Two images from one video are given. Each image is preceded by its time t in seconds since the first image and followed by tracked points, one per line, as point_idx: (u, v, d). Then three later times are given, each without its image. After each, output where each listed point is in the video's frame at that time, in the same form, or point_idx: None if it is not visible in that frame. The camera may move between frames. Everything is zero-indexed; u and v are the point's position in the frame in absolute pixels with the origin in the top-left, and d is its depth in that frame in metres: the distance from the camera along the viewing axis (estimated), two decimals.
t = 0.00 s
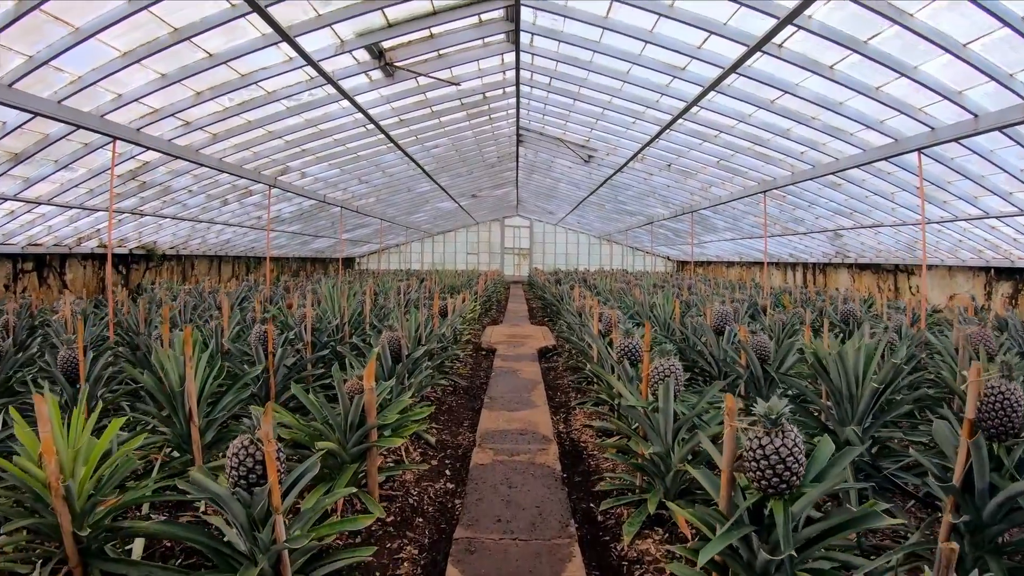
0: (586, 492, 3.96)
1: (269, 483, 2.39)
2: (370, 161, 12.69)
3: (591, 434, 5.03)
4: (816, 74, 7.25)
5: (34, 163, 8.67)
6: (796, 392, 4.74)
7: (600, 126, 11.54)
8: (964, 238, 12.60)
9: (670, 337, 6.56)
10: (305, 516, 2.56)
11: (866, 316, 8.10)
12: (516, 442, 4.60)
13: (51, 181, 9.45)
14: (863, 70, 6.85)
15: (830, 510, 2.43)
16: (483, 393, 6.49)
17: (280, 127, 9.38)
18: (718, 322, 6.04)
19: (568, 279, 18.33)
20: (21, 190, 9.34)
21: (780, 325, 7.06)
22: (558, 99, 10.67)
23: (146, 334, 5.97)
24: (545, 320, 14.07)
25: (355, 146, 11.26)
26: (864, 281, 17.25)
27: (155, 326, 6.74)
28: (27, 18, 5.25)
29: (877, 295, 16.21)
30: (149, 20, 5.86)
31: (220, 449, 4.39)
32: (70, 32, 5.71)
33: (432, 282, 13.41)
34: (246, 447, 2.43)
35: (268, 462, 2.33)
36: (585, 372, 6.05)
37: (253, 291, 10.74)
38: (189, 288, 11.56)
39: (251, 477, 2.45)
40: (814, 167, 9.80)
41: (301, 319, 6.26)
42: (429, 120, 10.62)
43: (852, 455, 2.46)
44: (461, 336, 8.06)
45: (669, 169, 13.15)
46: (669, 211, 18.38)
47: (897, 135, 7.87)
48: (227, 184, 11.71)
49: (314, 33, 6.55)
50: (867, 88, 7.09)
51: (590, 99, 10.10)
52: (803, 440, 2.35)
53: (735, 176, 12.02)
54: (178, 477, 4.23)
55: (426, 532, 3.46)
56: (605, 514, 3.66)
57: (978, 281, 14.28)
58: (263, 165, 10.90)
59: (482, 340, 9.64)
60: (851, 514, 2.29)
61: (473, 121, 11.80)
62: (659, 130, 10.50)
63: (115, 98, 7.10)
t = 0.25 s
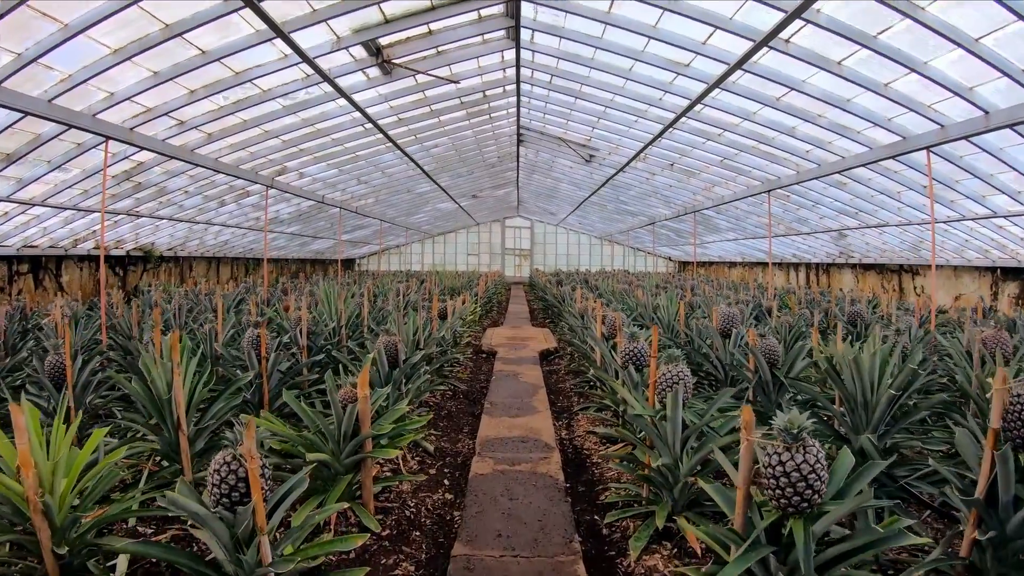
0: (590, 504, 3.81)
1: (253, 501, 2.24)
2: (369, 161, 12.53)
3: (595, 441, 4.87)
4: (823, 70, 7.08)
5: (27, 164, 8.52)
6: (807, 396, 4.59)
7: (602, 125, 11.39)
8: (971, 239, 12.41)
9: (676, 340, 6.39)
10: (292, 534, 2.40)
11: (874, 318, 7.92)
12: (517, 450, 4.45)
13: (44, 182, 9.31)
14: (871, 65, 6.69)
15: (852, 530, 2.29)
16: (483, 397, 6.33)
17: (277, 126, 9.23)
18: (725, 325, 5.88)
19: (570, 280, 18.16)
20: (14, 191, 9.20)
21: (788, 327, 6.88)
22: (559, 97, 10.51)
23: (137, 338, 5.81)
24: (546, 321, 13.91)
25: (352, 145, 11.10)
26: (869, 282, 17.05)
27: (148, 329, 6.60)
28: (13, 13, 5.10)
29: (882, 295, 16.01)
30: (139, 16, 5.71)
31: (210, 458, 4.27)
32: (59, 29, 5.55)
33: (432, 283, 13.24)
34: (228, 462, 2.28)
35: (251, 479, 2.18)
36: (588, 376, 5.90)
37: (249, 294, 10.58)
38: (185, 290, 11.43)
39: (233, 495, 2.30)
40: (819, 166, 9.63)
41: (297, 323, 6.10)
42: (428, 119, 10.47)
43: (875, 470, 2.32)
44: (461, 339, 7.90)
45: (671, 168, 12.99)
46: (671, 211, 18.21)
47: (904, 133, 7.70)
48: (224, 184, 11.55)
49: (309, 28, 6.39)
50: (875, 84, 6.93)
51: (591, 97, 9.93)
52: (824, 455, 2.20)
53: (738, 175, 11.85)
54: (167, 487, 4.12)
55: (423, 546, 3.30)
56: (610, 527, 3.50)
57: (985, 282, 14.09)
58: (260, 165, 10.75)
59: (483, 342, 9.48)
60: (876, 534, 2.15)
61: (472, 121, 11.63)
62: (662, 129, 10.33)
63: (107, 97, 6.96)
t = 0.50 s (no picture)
0: (594, 517, 3.65)
1: (232, 524, 2.08)
2: (367, 162, 12.36)
3: (598, 449, 4.72)
4: (832, 67, 6.91)
5: (19, 163, 8.37)
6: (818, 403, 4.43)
7: (604, 124, 11.22)
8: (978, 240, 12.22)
9: (681, 345, 6.23)
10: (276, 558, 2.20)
11: (882, 322, 7.74)
12: (518, 459, 4.28)
13: (38, 181, 9.16)
14: (881, 61, 6.53)
15: (874, 555, 2.14)
16: (483, 403, 6.16)
17: (273, 125, 9.08)
18: (732, 328, 5.70)
19: (571, 281, 17.98)
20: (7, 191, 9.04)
21: (796, 331, 6.70)
22: (560, 96, 10.35)
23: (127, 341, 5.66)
24: (547, 324, 13.74)
25: (351, 145, 10.94)
26: (873, 283, 16.86)
27: (140, 332, 6.47)
28: None
29: (887, 297, 15.82)
30: (129, 11, 5.57)
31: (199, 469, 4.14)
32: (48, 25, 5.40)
33: (432, 285, 13.08)
34: (208, 480, 2.13)
35: (231, 501, 2.03)
36: (591, 381, 5.74)
37: (246, 295, 10.42)
38: (180, 292, 11.30)
39: (212, 516, 2.16)
40: (826, 165, 9.46)
41: (292, 326, 5.94)
42: (427, 118, 10.31)
43: (901, 491, 2.17)
44: (460, 342, 7.74)
45: (674, 169, 12.81)
46: (673, 212, 18.03)
47: (914, 132, 7.53)
48: (221, 184, 11.39)
49: (304, 23, 6.24)
50: (884, 81, 6.76)
51: (593, 95, 9.76)
52: (848, 474, 2.04)
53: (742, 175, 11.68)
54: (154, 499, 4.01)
55: (420, 563, 3.14)
56: (614, 543, 3.34)
57: (991, 284, 13.87)
58: (258, 165, 10.60)
59: (483, 345, 9.31)
60: (905, 563, 1.98)
61: (472, 120, 11.47)
62: (665, 128, 10.16)
63: (99, 95, 6.83)
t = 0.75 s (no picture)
0: (598, 533, 3.45)
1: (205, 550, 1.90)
2: (366, 160, 12.17)
3: (602, 458, 4.52)
4: (843, 62, 6.70)
5: (10, 161, 8.19)
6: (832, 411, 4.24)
7: (607, 123, 11.04)
8: (987, 241, 11.99)
9: (688, 350, 6.03)
10: None
11: (893, 325, 7.54)
12: (518, 468, 4.10)
13: (29, 180, 8.98)
14: (893, 56, 6.31)
15: None
16: (482, 408, 5.98)
17: (269, 122, 8.90)
18: (740, 332, 5.51)
19: (573, 282, 17.76)
20: None
21: (805, 335, 6.49)
22: (562, 93, 10.16)
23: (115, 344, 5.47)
24: (548, 325, 13.54)
25: (349, 143, 10.75)
26: (879, 285, 16.63)
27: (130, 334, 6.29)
28: None
29: (893, 299, 15.60)
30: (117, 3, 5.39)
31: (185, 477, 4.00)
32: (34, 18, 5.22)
33: (432, 285, 12.88)
34: (177, 501, 1.96)
35: (201, 526, 1.87)
36: (595, 385, 5.55)
37: (242, 296, 10.24)
38: (175, 292, 11.15)
39: (182, 542, 1.98)
40: (833, 165, 9.25)
41: (286, 328, 5.76)
42: (427, 116, 10.12)
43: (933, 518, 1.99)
44: (460, 344, 7.55)
45: (678, 168, 12.61)
46: (677, 212, 17.83)
47: (926, 130, 7.31)
48: (217, 182, 11.21)
49: (299, 15, 6.05)
50: (896, 77, 6.55)
51: (596, 92, 9.56)
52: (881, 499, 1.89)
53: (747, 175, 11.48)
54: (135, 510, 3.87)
55: None
56: (620, 560, 3.14)
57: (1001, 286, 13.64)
58: (254, 163, 10.42)
59: (483, 347, 9.12)
60: None
61: (473, 118, 11.27)
62: (670, 126, 9.97)
63: (88, 91, 6.66)
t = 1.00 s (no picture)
0: (604, 548, 3.28)
1: None
2: (365, 159, 11.99)
3: (606, 467, 4.36)
4: (854, 57, 6.42)
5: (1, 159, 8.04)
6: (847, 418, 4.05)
7: (609, 121, 10.87)
8: (995, 242, 11.79)
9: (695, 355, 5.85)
10: None
11: (902, 328, 7.37)
12: (519, 478, 3.93)
13: (22, 178, 8.83)
14: (905, 52, 6.11)
15: None
16: (482, 412, 5.80)
17: (265, 119, 8.73)
18: (749, 335, 5.32)
19: (575, 282, 17.58)
20: None
21: (814, 338, 6.32)
22: (564, 90, 9.99)
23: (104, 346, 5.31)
24: (550, 326, 13.38)
25: (347, 140, 10.57)
26: (884, 286, 16.43)
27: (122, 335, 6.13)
28: None
29: (899, 301, 15.40)
30: None
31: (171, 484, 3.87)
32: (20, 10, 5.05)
33: (431, 285, 12.71)
34: (146, 523, 1.80)
35: (172, 553, 1.71)
36: (599, 390, 5.37)
37: (239, 297, 10.08)
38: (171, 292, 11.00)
39: (151, 569, 1.82)
40: (841, 163, 9.03)
41: (280, 331, 5.56)
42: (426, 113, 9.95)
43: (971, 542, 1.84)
44: (459, 346, 7.38)
45: (681, 167, 12.43)
46: (679, 212, 17.64)
47: (936, 128, 7.08)
48: (214, 181, 11.05)
49: (293, 8, 5.87)
50: (908, 73, 6.32)
51: (598, 89, 9.34)
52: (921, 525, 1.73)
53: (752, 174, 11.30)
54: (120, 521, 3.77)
55: None
56: None
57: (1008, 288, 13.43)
58: (251, 161, 10.25)
59: (483, 349, 8.94)
60: None
61: (473, 115, 11.10)
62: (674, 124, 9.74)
63: (79, 86, 6.49)
